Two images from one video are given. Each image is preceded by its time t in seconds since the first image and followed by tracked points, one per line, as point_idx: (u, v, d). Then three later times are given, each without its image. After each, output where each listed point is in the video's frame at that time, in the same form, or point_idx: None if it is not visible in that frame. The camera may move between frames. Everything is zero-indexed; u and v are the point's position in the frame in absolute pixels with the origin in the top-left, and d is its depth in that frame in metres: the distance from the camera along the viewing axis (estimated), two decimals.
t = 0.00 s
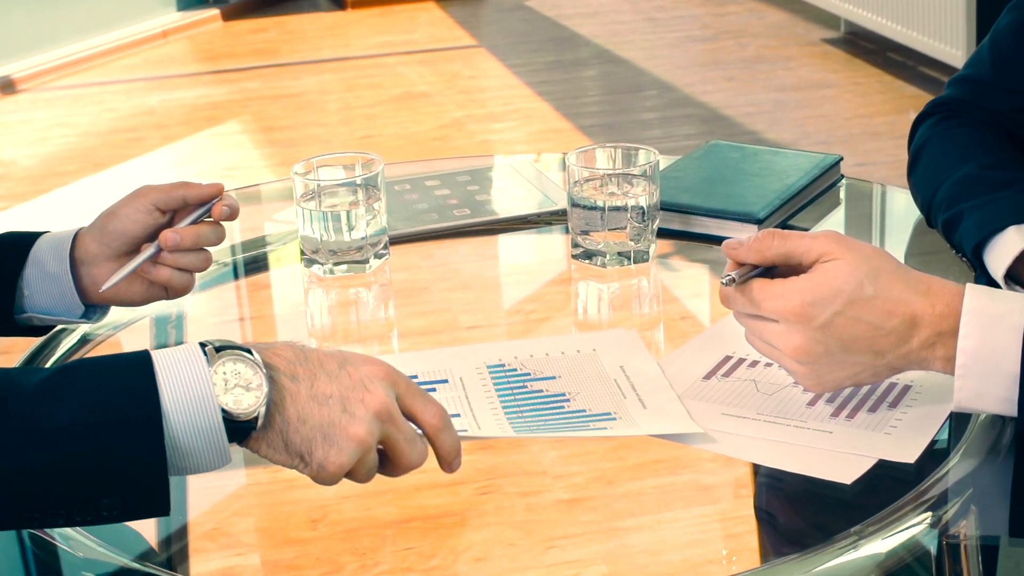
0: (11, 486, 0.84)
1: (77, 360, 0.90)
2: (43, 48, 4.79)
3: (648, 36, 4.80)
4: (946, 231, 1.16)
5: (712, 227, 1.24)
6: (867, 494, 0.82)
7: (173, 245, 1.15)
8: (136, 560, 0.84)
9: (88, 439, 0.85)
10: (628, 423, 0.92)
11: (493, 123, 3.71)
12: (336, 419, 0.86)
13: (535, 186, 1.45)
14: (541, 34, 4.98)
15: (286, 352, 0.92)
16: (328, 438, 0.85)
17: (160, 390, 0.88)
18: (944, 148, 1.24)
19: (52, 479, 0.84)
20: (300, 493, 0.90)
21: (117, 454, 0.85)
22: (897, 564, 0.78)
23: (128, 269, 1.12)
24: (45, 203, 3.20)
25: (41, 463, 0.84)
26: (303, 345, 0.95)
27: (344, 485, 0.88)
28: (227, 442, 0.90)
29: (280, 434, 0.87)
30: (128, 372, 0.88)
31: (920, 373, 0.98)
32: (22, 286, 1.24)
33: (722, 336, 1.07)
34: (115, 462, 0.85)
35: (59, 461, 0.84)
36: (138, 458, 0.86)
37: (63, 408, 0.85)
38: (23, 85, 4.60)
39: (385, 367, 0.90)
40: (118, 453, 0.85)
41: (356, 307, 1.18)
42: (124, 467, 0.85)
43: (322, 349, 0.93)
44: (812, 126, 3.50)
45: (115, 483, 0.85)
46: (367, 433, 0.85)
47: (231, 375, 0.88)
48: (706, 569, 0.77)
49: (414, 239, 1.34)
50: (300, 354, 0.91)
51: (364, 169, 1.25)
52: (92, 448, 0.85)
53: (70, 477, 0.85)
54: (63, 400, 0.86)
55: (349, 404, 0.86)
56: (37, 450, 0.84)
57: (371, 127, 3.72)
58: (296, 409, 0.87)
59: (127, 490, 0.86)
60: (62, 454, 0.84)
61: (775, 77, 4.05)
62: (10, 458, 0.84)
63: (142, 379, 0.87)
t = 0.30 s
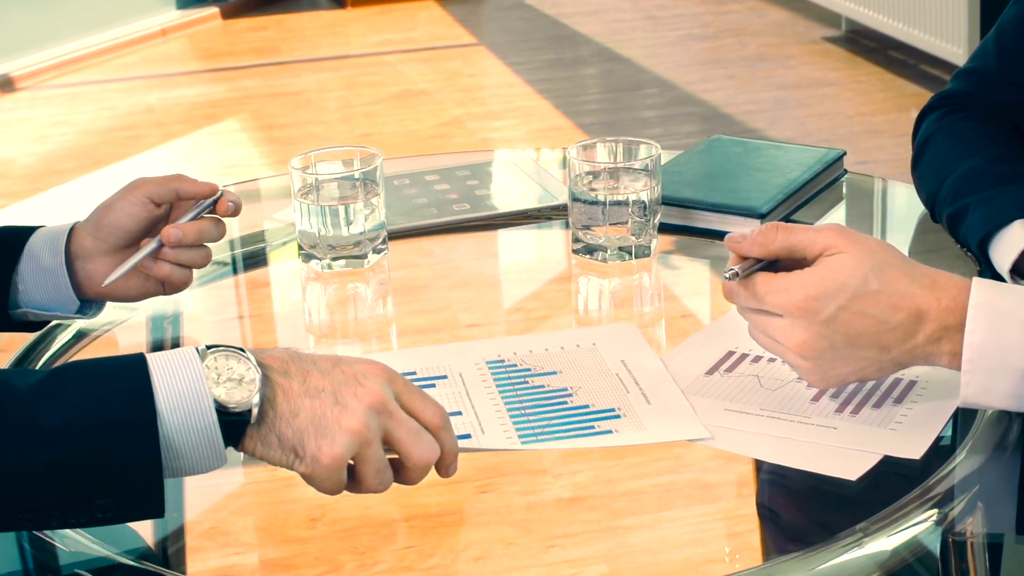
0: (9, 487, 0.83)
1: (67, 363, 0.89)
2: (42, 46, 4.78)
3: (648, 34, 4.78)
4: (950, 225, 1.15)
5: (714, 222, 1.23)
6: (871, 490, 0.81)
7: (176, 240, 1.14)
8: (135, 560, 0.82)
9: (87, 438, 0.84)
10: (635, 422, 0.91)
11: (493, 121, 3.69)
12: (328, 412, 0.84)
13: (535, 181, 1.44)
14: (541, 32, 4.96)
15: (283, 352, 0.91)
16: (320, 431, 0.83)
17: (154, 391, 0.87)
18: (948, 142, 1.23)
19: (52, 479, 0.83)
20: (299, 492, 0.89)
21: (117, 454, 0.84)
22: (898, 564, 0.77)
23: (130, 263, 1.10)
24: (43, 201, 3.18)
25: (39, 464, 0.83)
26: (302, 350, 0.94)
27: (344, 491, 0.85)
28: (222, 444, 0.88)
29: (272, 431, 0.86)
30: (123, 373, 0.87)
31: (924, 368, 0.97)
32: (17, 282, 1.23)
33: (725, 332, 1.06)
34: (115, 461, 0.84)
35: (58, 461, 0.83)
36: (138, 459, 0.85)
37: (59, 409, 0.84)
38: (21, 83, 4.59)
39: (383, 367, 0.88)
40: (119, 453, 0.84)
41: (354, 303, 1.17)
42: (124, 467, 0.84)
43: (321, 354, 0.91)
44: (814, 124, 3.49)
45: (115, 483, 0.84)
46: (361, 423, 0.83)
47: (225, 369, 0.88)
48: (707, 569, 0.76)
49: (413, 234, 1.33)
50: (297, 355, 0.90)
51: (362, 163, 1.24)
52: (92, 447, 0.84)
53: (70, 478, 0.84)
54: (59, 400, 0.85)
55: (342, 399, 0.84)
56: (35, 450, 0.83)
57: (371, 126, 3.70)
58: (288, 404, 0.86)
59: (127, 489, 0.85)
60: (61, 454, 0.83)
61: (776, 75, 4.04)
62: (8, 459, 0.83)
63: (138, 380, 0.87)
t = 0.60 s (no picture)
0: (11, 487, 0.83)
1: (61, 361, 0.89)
2: (41, 45, 4.77)
3: (649, 32, 4.78)
4: (954, 221, 1.14)
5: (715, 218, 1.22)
6: (875, 488, 0.80)
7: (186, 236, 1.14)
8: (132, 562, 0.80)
9: (84, 436, 0.84)
10: (637, 417, 0.90)
11: (493, 120, 3.68)
12: (315, 399, 0.83)
13: (536, 176, 1.43)
14: (541, 30, 4.95)
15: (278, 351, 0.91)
16: (308, 418, 0.82)
17: (145, 389, 0.86)
18: (952, 137, 1.22)
19: (52, 479, 0.83)
20: (299, 490, 0.86)
21: (117, 454, 0.84)
22: (899, 565, 0.75)
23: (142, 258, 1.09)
24: (42, 199, 3.17)
25: (39, 465, 0.83)
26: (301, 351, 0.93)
27: (345, 488, 0.83)
28: (215, 442, 0.87)
29: (263, 423, 0.84)
30: (113, 371, 0.87)
31: (928, 363, 0.96)
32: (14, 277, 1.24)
33: (727, 327, 1.05)
34: (114, 461, 0.84)
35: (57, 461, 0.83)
36: (137, 459, 0.84)
37: (55, 408, 0.84)
38: (20, 81, 4.58)
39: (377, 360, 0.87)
40: (118, 452, 0.84)
41: (352, 300, 1.17)
42: (123, 467, 0.84)
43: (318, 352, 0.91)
44: (815, 122, 3.48)
45: (115, 483, 0.84)
46: (351, 409, 0.82)
47: (212, 362, 0.88)
48: (709, 568, 0.75)
49: (412, 229, 1.32)
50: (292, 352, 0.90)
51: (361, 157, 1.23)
52: (89, 445, 0.84)
53: (69, 479, 0.83)
54: (55, 399, 0.85)
55: (330, 387, 0.83)
56: (34, 450, 0.83)
57: (371, 124, 3.69)
58: (276, 394, 0.85)
59: (126, 490, 0.84)
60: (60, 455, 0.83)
61: (776, 73, 4.03)
62: (8, 460, 0.83)
63: (128, 379, 0.86)
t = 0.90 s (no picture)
0: None
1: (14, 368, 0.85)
2: (40, 43, 4.76)
3: (649, 31, 4.77)
4: (957, 216, 1.13)
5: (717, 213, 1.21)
6: (878, 485, 0.79)
7: (209, 224, 1.13)
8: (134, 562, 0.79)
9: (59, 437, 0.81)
10: (639, 413, 0.89)
11: (493, 118, 3.67)
12: (253, 373, 0.82)
13: (536, 172, 1.42)
14: (541, 29, 4.94)
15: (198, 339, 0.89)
16: (252, 393, 0.82)
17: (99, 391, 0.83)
18: (956, 131, 1.21)
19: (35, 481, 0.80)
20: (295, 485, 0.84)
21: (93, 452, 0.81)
22: (900, 564, 0.74)
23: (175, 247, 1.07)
24: (40, 197, 3.16)
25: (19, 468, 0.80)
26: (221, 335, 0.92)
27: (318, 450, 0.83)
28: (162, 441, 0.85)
29: (209, 409, 0.83)
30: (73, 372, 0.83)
31: (933, 359, 0.95)
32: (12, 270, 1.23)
33: (729, 323, 1.04)
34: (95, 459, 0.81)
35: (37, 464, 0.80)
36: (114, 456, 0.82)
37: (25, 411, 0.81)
38: (19, 80, 4.58)
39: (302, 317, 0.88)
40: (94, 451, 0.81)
41: (350, 296, 1.16)
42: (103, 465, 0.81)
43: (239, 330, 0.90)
44: (817, 120, 3.47)
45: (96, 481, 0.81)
46: (291, 371, 0.82)
47: (147, 360, 0.85)
48: (709, 567, 0.73)
49: (413, 224, 1.31)
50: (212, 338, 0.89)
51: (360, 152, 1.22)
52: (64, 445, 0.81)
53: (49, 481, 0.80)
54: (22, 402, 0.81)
55: (267, 356, 0.83)
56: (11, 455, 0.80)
57: (371, 122, 3.68)
58: (213, 377, 0.83)
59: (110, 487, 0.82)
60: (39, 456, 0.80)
61: (777, 71, 4.02)
62: None
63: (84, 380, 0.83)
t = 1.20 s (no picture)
0: None
1: None
2: (39, 41, 4.76)
3: (649, 29, 4.76)
4: (961, 211, 1.12)
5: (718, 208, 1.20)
6: (882, 483, 0.78)
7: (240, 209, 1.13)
8: (120, 564, 0.77)
9: None
10: (641, 409, 0.89)
11: (493, 116, 3.66)
12: (162, 374, 0.86)
13: (535, 167, 1.41)
14: (541, 27, 4.94)
15: (86, 339, 0.90)
16: (165, 395, 0.85)
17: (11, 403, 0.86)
18: (958, 127, 1.20)
19: None
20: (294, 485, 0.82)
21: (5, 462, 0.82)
22: (900, 564, 0.73)
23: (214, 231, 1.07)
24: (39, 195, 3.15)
25: None
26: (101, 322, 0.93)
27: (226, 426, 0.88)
28: (78, 446, 0.87)
29: (124, 416, 0.87)
30: None
31: (938, 355, 0.95)
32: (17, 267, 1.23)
33: (731, 319, 1.03)
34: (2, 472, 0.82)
35: None
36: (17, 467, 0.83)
37: None
38: (18, 79, 4.57)
39: (182, 298, 0.90)
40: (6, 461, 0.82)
41: (349, 292, 1.15)
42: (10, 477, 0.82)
43: (118, 318, 0.92)
44: (818, 118, 3.46)
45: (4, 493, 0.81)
46: (196, 367, 0.86)
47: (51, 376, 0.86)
48: (711, 565, 0.72)
49: (411, 220, 1.31)
50: (97, 336, 0.90)
51: (359, 148, 1.21)
52: None
53: None
54: None
55: (167, 353, 0.87)
56: None
57: (371, 120, 3.67)
58: (123, 386, 0.86)
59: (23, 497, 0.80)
60: None
61: (778, 70, 4.01)
62: None
63: None
